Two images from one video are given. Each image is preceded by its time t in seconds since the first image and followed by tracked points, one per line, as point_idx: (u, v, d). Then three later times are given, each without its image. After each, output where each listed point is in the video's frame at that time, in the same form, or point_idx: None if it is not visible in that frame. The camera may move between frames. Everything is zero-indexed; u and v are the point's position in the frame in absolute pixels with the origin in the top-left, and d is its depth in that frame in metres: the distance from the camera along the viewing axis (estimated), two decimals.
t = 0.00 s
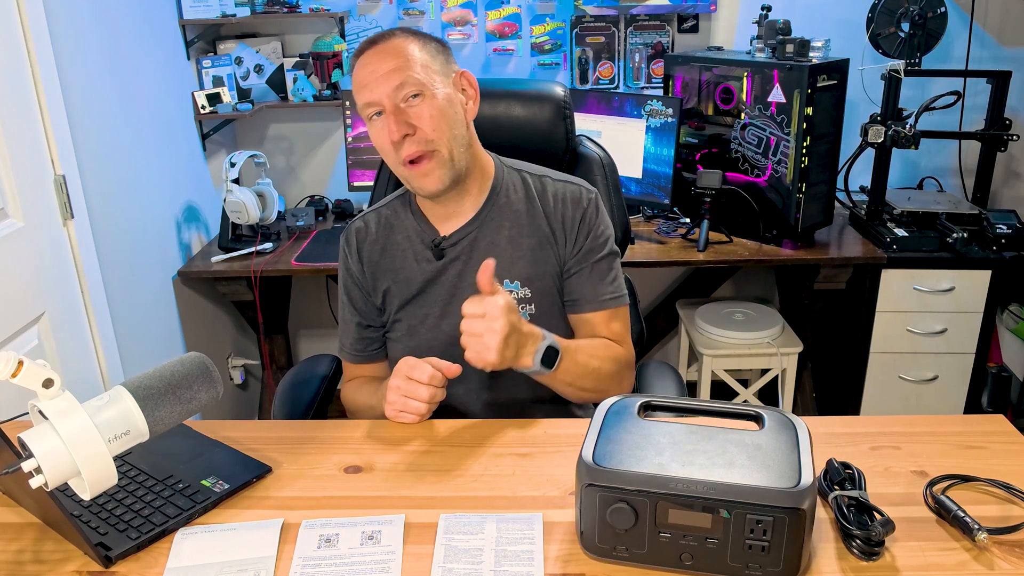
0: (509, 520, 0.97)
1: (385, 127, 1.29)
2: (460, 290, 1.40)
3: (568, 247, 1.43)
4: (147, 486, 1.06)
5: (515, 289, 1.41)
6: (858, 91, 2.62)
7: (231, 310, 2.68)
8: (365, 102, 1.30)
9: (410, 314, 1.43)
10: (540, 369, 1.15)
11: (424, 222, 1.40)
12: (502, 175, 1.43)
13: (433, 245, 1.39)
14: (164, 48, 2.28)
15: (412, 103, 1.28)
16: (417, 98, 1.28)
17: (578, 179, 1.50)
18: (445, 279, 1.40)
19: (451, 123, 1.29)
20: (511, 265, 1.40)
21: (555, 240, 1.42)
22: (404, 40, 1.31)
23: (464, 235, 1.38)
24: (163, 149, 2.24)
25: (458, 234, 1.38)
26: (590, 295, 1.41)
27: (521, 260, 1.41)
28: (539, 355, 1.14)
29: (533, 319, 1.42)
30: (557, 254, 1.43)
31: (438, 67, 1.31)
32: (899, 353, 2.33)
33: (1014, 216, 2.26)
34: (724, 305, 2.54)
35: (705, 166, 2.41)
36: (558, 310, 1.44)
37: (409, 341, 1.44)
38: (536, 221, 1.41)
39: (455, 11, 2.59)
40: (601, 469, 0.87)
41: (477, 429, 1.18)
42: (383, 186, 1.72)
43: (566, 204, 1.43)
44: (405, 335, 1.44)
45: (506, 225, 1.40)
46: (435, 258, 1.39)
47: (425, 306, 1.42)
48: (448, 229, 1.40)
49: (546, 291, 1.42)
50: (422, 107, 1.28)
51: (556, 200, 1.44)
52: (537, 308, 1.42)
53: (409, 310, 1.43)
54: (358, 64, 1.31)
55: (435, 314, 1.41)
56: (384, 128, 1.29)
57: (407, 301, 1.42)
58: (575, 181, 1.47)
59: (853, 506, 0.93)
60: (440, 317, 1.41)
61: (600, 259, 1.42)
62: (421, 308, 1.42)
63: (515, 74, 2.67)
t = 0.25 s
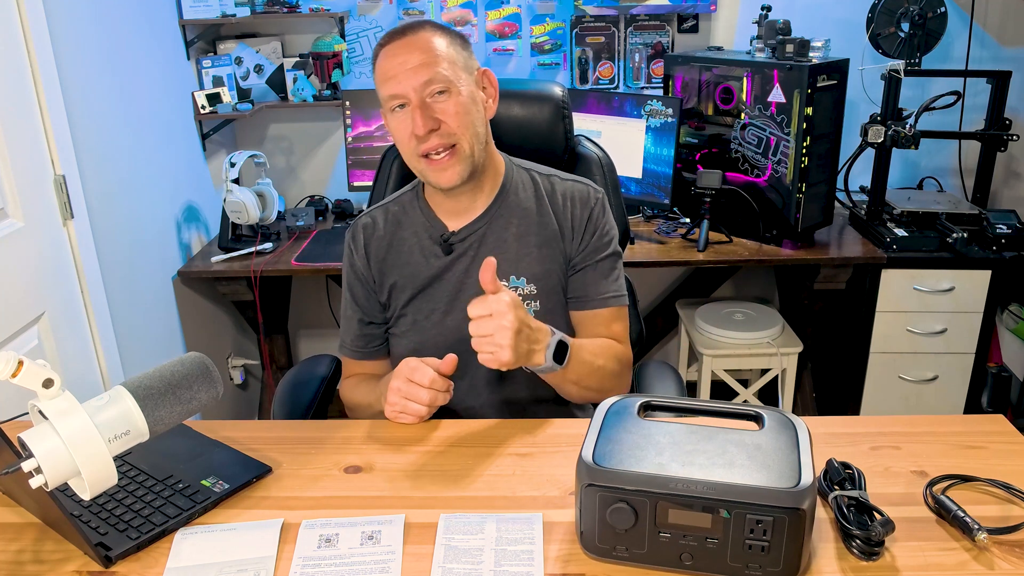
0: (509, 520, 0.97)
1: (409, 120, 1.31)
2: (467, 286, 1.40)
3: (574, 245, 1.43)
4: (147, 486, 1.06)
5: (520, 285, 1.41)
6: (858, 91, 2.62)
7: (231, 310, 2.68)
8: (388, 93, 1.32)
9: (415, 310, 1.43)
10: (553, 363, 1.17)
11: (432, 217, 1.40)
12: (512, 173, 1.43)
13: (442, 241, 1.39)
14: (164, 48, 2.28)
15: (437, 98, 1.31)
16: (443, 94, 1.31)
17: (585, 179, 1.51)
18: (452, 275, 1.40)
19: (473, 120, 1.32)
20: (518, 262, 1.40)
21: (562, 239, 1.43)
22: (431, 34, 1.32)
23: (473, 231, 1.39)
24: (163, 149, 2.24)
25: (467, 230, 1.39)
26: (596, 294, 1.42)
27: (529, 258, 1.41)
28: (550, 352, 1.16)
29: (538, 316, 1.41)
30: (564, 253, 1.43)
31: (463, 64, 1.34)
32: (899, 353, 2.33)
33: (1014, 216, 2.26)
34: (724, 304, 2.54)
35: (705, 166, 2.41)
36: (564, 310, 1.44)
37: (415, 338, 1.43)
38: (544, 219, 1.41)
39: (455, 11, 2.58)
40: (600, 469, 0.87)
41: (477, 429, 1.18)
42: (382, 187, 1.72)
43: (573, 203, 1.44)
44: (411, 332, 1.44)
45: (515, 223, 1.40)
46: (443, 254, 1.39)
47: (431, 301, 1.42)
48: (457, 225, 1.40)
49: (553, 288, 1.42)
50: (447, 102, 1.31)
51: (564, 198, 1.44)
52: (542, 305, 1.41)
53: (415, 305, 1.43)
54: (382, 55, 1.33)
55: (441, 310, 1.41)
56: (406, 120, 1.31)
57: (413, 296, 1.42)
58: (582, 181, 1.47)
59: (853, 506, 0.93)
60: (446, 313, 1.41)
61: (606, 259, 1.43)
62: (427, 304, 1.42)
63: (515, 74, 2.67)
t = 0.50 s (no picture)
0: (509, 520, 0.97)
1: (425, 109, 1.32)
2: (473, 283, 1.40)
3: (580, 245, 1.44)
4: (147, 487, 1.06)
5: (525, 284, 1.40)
6: (858, 91, 2.62)
7: (231, 310, 2.68)
8: (407, 82, 1.33)
9: (420, 305, 1.43)
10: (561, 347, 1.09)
11: (440, 213, 1.41)
12: (520, 172, 1.44)
13: (449, 236, 1.40)
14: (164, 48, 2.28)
15: (455, 90, 1.31)
16: (462, 86, 1.32)
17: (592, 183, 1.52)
18: (458, 271, 1.40)
19: (489, 115, 1.32)
20: (524, 261, 1.41)
21: (567, 238, 1.43)
22: (454, 29, 1.35)
23: (480, 228, 1.39)
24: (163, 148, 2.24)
25: (474, 226, 1.39)
26: (600, 295, 1.41)
27: (535, 257, 1.41)
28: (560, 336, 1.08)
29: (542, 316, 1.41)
30: (569, 252, 1.43)
31: (483, 61, 1.35)
32: (899, 353, 2.33)
33: (1014, 216, 2.26)
34: (724, 304, 2.54)
35: (705, 166, 2.41)
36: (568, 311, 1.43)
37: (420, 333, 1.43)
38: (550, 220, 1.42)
39: (455, 11, 2.58)
40: (600, 469, 0.87)
41: (477, 429, 1.18)
42: (383, 187, 1.73)
43: (580, 204, 1.44)
44: (415, 327, 1.43)
45: (521, 222, 1.41)
46: (450, 249, 1.40)
47: (436, 297, 1.42)
48: (464, 221, 1.41)
49: (558, 288, 1.42)
50: (465, 95, 1.31)
51: (571, 199, 1.45)
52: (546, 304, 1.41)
53: (420, 301, 1.43)
54: (405, 45, 1.34)
55: (446, 306, 1.41)
56: (422, 110, 1.32)
57: (418, 291, 1.42)
58: (589, 184, 1.48)
59: (853, 506, 0.93)
60: (450, 309, 1.41)
61: (611, 260, 1.43)
62: (432, 299, 1.42)
63: (515, 74, 2.67)
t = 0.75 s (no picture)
0: (509, 520, 0.97)
1: (440, 103, 1.31)
2: (474, 278, 1.41)
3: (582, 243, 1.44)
4: (147, 486, 1.06)
5: (526, 280, 1.40)
6: (858, 91, 2.62)
7: (231, 310, 2.68)
8: (426, 71, 1.32)
9: (419, 299, 1.43)
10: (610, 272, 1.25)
11: (443, 207, 1.41)
12: (525, 170, 1.45)
13: (451, 230, 1.41)
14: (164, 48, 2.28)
15: (472, 89, 1.30)
16: (481, 86, 1.30)
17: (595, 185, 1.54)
18: (460, 265, 1.41)
19: (502, 118, 1.32)
20: (526, 257, 1.40)
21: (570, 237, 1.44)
22: (483, 28, 1.33)
23: (483, 223, 1.40)
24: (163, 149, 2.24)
25: (477, 221, 1.40)
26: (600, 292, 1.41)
27: (538, 253, 1.41)
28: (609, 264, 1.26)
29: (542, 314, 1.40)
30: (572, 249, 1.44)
31: (505, 63, 1.34)
32: (899, 353, 2.33)
33: (1014, 216, 2.26)
34: (724, 304, 2.54)
35: (705, 166, 2.41)
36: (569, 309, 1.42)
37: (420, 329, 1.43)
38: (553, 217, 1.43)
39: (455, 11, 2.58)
40: (600, 469, 0.87)
41: (478, 429, 1.18)
42: (383, 186, 1.73)
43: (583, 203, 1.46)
44: (414, 321, 1.43)
45: (525, 218, 1.42)
46: (452, 243, 1.41)
47: (437, 291, 1.42)
48: (468, 216, 1.41)
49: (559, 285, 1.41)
50: (481, 95, 1.30)
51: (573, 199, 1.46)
52: (547, 301, 1.40)
53: (420, 294, 1.43)
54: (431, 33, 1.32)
55: (446, 300, 1.41)
56: (437, 102, 1.31)
57: (417, 285, 1.42)
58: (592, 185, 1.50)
59: (853, 506, 0.93)
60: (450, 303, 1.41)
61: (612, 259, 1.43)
62: (432, 293, 1.42)
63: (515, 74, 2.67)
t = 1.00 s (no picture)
0: (509, 520, 0.97)
1: (450, 118, 1.31)
2: (476, 283, 1.41)
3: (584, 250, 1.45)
4: (147, 486, 1.06)
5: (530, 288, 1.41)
6: (858, 91, 2.62)
7: (231, 310, 2.68)
8: (439, 84, 1.31)
9: (420, 302, 1.43)
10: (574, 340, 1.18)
11: (447, 210, 1.41)
12: (530, 176, 1.44)
13: (454, 234, 1.40)
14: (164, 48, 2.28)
15: (483, 108, 1.30)
16: (492, 108, 1.30)
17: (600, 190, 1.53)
18: (462, 270, 1.41)
19: (509, 143, 1.32)
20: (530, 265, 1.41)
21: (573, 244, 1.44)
22: (504, 48, 1.32)
23: (487, 229, 1.40)
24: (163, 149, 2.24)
25: (481, 227, 1.40)
26: (601, 300, 1.42)
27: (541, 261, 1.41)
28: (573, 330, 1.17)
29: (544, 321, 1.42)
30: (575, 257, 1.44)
31: (521, 86, 1.33)
32: (899, 353, 2.33)
33: (1014, 216, 2.26)
34: (724, 304, 2.54)
35: (705, 166, 2.41)
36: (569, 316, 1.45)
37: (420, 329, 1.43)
38: (558, 225, 1.43)
39: (455, 11, 2.58)
40: (600, 469, 0.87)
41: (478, 429, 1.18)
42: (383, 186, 1.73)
43: (587, 210, 1.46)
44: (414, 323, 1.43)
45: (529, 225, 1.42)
46: (455, 248, 1.40)
47: (437, 294, 1.42)
48: (471, 220, 1.41)
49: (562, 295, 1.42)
50: (490, 117, 1.30)
51: (578, 206, 1.45)
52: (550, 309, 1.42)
53: (420, 298, 1.43)
54: (448, 45, 1.32)
55: (446, 304, 1.42)
56: (446, 117, 1.31)
57: (418, 287, 1.42)
58: (598, 192, 1.49)
59: (853, 506, 0.93)
60: (451, 308, 1.42)
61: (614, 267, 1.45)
62: (432, 296, 1.42)
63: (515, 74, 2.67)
